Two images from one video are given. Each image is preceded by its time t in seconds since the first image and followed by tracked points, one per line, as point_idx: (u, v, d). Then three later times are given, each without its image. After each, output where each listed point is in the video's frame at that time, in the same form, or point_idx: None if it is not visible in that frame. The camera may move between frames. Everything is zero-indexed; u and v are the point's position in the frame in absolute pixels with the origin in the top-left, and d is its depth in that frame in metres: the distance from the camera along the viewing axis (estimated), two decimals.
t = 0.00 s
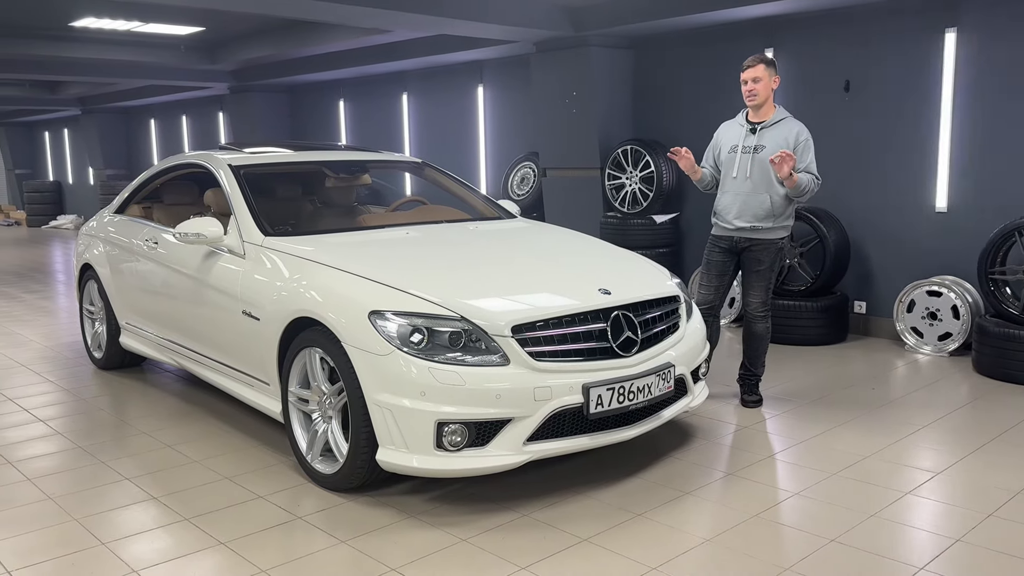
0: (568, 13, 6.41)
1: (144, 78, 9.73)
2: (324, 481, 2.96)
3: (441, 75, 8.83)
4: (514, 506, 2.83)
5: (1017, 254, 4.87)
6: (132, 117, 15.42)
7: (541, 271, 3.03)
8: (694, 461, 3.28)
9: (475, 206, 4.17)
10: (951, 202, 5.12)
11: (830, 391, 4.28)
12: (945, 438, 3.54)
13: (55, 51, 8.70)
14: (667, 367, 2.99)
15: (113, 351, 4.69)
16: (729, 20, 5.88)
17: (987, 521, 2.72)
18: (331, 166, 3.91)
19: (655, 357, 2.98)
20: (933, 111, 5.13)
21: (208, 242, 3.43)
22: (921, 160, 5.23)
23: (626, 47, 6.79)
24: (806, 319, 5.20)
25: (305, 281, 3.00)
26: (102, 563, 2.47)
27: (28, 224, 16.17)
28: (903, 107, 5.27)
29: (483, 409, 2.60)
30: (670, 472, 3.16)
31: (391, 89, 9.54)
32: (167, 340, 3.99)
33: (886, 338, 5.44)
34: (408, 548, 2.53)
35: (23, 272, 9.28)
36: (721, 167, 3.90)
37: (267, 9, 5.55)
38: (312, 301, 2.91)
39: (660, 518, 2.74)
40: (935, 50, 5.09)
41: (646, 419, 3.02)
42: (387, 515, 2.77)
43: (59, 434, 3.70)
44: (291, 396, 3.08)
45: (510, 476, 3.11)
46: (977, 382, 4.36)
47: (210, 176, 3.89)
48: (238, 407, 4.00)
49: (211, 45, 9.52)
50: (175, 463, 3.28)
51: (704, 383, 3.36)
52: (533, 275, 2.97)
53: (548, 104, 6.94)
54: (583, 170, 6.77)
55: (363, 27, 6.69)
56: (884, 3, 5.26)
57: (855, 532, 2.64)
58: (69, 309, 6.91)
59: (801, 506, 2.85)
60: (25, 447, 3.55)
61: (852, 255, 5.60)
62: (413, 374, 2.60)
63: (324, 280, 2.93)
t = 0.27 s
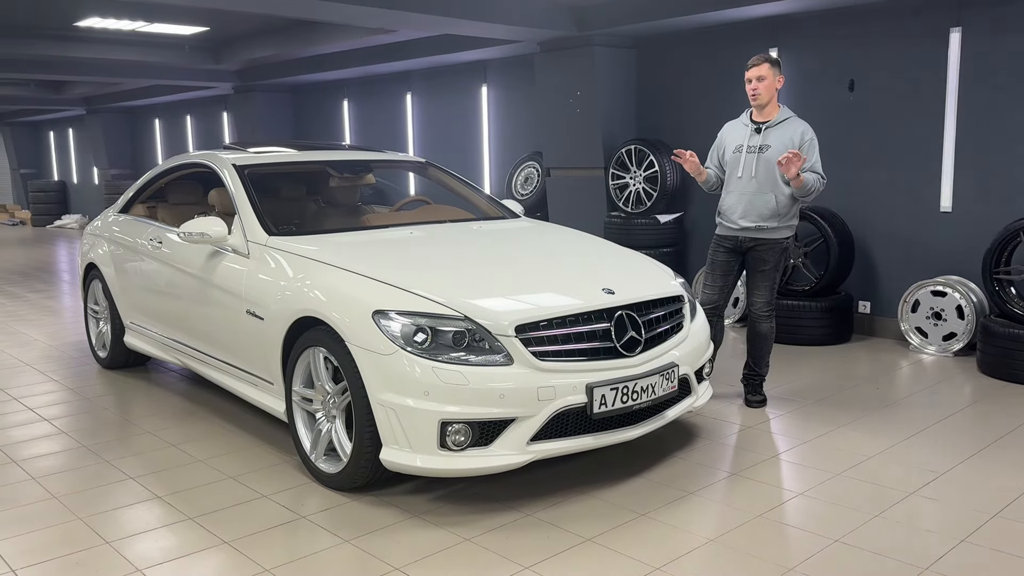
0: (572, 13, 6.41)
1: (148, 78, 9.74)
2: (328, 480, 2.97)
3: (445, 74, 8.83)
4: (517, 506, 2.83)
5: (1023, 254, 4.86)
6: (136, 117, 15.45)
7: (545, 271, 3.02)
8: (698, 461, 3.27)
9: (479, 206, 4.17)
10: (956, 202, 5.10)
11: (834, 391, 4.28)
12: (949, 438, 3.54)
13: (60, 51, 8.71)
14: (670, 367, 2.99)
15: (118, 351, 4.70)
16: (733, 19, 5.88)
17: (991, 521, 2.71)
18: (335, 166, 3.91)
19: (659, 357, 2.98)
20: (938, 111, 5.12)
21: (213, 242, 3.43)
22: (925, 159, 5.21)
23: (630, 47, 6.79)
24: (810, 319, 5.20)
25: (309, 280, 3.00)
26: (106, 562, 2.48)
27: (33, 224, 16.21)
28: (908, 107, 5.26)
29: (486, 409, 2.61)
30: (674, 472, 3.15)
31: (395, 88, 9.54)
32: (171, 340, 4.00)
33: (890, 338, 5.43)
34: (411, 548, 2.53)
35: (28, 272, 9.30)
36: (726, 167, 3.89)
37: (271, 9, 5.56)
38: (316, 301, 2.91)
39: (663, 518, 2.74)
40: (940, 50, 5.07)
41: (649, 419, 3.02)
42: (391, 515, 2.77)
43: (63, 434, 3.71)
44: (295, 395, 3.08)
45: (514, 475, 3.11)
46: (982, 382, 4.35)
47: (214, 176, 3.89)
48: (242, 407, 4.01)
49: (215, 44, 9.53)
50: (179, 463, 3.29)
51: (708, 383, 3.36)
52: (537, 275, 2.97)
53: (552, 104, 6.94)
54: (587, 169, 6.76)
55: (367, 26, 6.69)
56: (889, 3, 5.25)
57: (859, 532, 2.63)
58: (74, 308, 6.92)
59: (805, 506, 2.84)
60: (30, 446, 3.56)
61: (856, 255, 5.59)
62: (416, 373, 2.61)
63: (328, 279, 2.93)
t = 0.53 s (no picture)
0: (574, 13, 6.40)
1: (151, 77, 9.75)
2: (330, 480, 2.97)
3: (448, 74, 8.84)
4: (519, 506, 2.83)
5: None
6: (139, 117, 15.47)
7: (548, 271, 3.03)
8: (700, 462, 3.27)
9: (481, 206, 4.17)
10: (959, 203, 5.10)
11: (837, 392, 4.27)
12: (952, 439, 3.53)
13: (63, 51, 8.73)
14: (673, 367, 2.99)
15: (120, 350, 4.71)
16: (735, 19, 5.87)
17: (994, 522, 2.70)
18: (338, 166, 3.91)
19: (662, 357, 2.98)
20: (941, 111, 5.11)
21: (215, 241, 3.44)
22: (928, 160, 5.21)
23: (633, 47, 6.79)
24: (813, 319, 5.19)
25: (312, 280, 3.00)
26: (108, 561, 2.48)
27: (36, 224, 16.24)
28: (911, 107, 5.25)
29: (488, 409, 2.61)
30: (675, 473, 3.15)
31: (397, 88, 9.55)
32: (174, 339, 4.01)
33: (893, 338, 5.42)
34: (413, 548, 2.54)
35: (31, 272, 9.31)
36: (729, 167, 3.89)
37: (274, 10, 5.56)
38: (318, 301, 2.91)
39: (665, 518, 2.74)
40: (943, 50, 5.07)
41: (652, 420, 3.01)
42: (393, 515, 2.77)
43: (66, 433, 3.72)
44: (297, 395, 3.09)
45: (516, 476, 3.11)
46: (984, 382, 4.34)
47: (216, 176, 3.90)
48: (245, 407, 4.01)
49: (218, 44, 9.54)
50: (181, 462, 3.30)
51: (710, 383, 3.35)
52: (539, 276, 2.97)
53: (554, 104, 6.94)
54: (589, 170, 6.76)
55: (370, 27, 6.70)
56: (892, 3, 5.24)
57: (861, 532, 2.63)
58: (76, 308, 6.93)
59: (808, 506, 2.84)
60: (33, 446, 3.57)
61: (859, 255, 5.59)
62: (418, 373, 2.61)
63: (330, 279, 2.94)
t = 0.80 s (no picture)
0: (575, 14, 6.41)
1: (152, 78, 9.76)
2: (330, 480, 2.97)
3: (449, 75, 8.84)
4: (520, 507, 2.83)
5: None
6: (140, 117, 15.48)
7: (549, 272, 3.03)
8: (700, 462, 3.27)
9: (482, 207, 4.17)
10: (960, 204, 5.10)
11: (838, 393, 4.27)
12: (953, 440, 3.53)
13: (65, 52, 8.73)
14: (673, 368, 2.99)
15: (121, 351, 4.72)
16: (736, 20, 5.88)
17: (995, 523, 2.70)
18: (339, 167, 3.91)
19: (662, 358, 2.98)
20: (942, 112, 5.11)
21: (216, 242, 3.44)
22: (929, 161, 5.21)
23: (634, 47, 6.79)
24: (814, 320, 5.19)
25: (313, 280, 3.00)
26: (109, 561, 2.48)
27: (37, 224, 16.24)
28: (912, 108, 5.25)
29: (489, 410, 2.61)
30: (676, 474, 3.15)
31: (398, 89, 9.55)
32: (175, 340, 4.01)
33: (893, 340, 5.42)
34: (414, 548, 2.54)
35: (32, 272, 9.32)
36: (729, 168, 3.89)
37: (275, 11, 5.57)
38: (319, 301, 2.92)
39: (666, 519, 2.74)
40: (944, 51, 5.07)
41: (652, 420, 3.01)
42: (393, 515, 2.78)
43: (67, 433, 3.72)
44: (298, 396, 3.09)
45: (516, 477, 3.11)
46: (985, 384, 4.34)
47: (218, 176, 3.90)
48: (245, 407, 4.01)
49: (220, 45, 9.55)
50: (182, 462, 3.30)
51: (711, 384, 3.35)
52: (540, 276, 2.97)
53: (555, 104, 6.94)
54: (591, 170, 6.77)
55: (371, 27, 6.70)
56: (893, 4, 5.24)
57: (862, 533, 2.63)
58: (77, 308, 6.94)
59: (808, 507, 2.84)
60: (34, 446, 3.57)
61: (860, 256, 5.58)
62: (419, 374, 2.61)
63: (331, 280, 2.94)
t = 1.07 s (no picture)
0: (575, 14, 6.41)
1: (152, 79, 9.76)
2: (331, 481, 2.97)
3: (449, 75, 8.85)
4: (520, 508, 2.83)
5: None
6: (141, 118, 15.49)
7: (548, 272, 3.03)
8: (701, 463, 3.27)
9: (482, 207, 4.17)
10: (959, 205, 5.10)
11: (837, 394, 4.27)
12: (953, 441, 3.53)
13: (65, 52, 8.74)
14: (673, 369, 2.99)
15: (121, 351, 4.72)
16: (736, 21, 5.89)
17: (995, 524, 2.70)
18: (339, 167, 3.91)
19: (662, 359, 2.98)
20: (942, 113, 5.11)
21: (217, 243, 3.44)
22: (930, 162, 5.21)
23: (634, 48, 6.80)
24: (814, 321, 5.19)
25: (313, 281, 3.01)
26: (110, 562, 2.48)
27: (37, 225, 16.25)
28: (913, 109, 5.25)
29: (489, 411, 2.61)
30: (676, 474, 3.15)
31: (399, 90, 9.56)
32: (175, 340, 4.01)
33: (893, 341, 5.42)
34: (413, 549, 2.54)
35: (32, 273, 9.32)
36: (730, 169, 3.89)
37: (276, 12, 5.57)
38: (319, 302, 2.92)
39: (667, 520, 2.74)
40: (944, 52, 5.07)
41: (652, 421, 3.01)
42: (394, 516, 2.78)
43: (66, 434, 3.72)
44: (298, 396, 3.09)
45: (516, 477, 3.11)
46: (985, 385, 4.34)
47: (218, 177, 3.90)
48: (245, 408, 4.01)
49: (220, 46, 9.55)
50: (183, 463, 3.30)
51: (710, 385, 3.35)
52: (539, 278, 2.97)
53: (555, 105, 6.94)
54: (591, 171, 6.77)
55: (372, 28, 6.71)
56: (893, 5, 5.25)
57: (861, 534, 2.64)
58: (78, 309, 6.94)
59: (808, 508, 2.84)
60: (34, 446, 3.57)
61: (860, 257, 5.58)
62: (419, 374, 2.61)
63: (331, 281, 2.94)
